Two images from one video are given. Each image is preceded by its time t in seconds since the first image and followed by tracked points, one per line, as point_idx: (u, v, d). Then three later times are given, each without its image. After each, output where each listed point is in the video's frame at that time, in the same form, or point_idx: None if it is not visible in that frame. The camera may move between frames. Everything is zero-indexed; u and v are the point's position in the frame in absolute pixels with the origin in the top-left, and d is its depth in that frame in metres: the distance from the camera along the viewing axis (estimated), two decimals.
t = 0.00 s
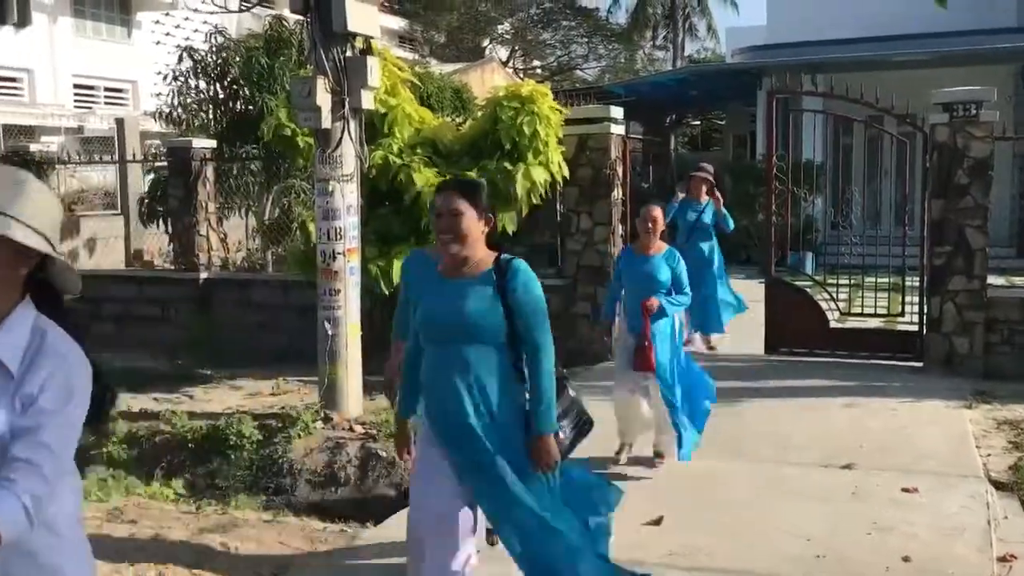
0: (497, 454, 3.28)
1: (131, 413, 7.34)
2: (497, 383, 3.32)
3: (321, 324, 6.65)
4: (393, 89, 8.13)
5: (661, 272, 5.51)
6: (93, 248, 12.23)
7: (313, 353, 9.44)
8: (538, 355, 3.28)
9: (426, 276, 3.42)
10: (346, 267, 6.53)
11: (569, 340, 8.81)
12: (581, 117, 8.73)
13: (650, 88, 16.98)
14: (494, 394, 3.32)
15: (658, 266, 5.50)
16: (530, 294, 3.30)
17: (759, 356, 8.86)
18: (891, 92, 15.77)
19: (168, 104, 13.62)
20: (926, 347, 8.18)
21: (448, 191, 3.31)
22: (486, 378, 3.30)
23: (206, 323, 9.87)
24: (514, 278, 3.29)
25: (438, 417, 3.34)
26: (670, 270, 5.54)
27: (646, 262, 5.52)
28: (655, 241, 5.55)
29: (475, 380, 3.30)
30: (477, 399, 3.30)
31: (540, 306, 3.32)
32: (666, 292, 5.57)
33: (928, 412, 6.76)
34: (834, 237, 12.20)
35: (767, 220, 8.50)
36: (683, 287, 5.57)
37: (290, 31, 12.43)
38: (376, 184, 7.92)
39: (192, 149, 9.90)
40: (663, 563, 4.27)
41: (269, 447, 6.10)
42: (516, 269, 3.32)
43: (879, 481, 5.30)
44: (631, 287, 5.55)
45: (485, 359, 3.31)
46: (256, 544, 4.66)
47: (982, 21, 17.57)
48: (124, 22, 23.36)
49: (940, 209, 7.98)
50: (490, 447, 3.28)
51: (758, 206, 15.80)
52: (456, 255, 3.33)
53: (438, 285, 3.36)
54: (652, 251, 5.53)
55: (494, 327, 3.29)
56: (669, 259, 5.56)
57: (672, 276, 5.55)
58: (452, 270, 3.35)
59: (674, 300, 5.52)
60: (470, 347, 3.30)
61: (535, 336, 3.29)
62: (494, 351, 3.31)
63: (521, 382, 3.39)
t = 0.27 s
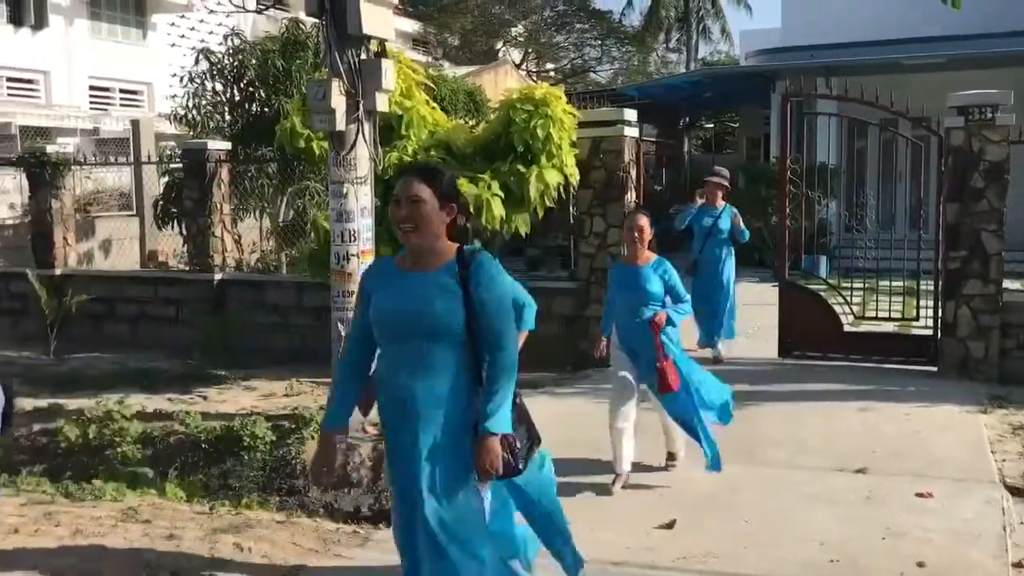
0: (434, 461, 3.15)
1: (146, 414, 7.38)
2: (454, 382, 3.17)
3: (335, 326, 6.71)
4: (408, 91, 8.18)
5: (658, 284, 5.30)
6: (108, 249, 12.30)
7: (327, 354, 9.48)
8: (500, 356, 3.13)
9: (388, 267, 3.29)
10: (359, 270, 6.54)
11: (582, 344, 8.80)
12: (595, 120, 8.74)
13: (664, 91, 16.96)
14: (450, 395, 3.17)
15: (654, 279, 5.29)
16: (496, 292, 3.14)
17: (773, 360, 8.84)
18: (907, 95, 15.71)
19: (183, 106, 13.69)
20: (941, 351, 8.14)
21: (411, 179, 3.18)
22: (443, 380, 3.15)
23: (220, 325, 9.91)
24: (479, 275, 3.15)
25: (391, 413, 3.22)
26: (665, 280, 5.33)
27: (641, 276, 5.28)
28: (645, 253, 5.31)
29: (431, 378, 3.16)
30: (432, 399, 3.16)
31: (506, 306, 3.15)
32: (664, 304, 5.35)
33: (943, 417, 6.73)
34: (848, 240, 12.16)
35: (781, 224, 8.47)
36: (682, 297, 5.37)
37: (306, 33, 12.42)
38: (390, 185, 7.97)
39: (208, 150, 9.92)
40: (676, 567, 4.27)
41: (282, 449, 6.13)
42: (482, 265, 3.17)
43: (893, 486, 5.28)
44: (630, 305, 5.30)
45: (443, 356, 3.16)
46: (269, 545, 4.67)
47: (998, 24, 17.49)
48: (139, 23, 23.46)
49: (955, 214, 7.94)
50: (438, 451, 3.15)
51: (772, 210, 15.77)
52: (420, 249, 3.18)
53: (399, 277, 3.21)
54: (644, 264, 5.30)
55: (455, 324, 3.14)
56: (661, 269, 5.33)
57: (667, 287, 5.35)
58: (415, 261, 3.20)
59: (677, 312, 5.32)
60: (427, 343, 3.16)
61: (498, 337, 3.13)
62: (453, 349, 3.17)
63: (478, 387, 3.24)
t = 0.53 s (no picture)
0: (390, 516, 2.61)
1: (158, 414, 7.40)
2: (407, 431, 2.62)
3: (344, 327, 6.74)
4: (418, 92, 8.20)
5: (655, 283, 5.08)
6: (121, 250, 12.37)
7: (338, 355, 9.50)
8: (464, 404, 2.58)
9: (338, 287, 2.74)
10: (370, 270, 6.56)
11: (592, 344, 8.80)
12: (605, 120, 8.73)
13: (675, 91, 16.93)
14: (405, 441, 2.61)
15: (650, 277, 5.05)
16: (462, 326, 2.61)
17: (784, 361, 8.81)
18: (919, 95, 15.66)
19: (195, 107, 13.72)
20: (954, 352, 8.11)
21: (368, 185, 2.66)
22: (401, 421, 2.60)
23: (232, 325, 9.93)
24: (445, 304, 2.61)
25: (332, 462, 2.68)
26: (660, 278, 5.12)
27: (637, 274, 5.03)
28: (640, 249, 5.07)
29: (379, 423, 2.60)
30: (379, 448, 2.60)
31: (473, 343, 2.63)
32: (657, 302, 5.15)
33: (955, 418, 6.69)
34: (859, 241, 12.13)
35: (792, 224, 8.44)
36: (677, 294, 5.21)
37: (319, 34, 12.42)
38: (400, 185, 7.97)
39: (219, 151, 9.95)
40: (687, 568, 4.26)
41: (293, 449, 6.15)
42: (449, 292, 2.63)
43: (906, 487, 5.26)
44: (624, 305, 5.05)
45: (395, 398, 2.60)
46: (280, 545, 4.68)
47: (1011, 23, 17.41)
48: (151, 25, 23.57)
49: (968, 214, 7.91)
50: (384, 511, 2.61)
51: (784, 210, 15.74)
52: (378, 269, 2.63)
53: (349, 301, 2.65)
54: (640, 262, 5.06)
55: (413, 362, 2.58)
56: (656, 266, 5.10)
57: (662, 285, 5.14)
58: (367, 282, 2.66)
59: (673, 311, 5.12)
60: (375, 382, 2.60)
61: (463, 380, 2.58)
62: (408, 391, 2.60)
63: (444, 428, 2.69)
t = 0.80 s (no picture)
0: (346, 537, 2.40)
1: (169, 414, 7.42)
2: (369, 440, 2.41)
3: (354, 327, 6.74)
4: (427, 92, 8.17)
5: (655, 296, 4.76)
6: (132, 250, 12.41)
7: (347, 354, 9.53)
8: (424, 406, 2.39)
9: (285, 290, 2.55)
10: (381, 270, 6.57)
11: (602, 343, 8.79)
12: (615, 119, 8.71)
13: (684, 90, 16.90)
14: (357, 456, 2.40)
15: (651, 290, 4.74)
16: (423, 323, 2.42)
17: (795, 360, 8.78)
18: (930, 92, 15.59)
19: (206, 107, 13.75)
20: (966, 351, 8.07)
21: (319, 176, 2.47)
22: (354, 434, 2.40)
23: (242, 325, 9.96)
24: (402, 300, 2.42)
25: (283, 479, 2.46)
26: (662, 293, 4.78)
27: (636, 285, 4.73)
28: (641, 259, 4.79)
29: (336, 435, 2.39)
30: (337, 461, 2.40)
31: (437, 341, 2.43)
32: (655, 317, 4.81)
33: (968, 417, 6.66)
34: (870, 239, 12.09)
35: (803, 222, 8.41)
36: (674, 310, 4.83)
37: (328, 34, 12.45)
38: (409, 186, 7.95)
39: (229, 152, 9.98)
40: (698, 568, 4.25)
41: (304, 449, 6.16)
42: (408, 289, 2.44)
43: (917, 486, 5.24)
44: (621, 317, 4.73)
45: (351, 406, 2.39)
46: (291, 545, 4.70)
47: None
48: (161, 26, 23.65)
49: (980, 212, 7.88)
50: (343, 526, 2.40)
51: (794, 208, 15.70)
52: (328, 266, 2.45)
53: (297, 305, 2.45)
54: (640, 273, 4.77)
55: (369, 365, 2.38)
56: (658, 279, 4.79)
57: (664, 301, 4.80)
58: (318, 284, 2.47)
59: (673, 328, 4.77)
60: (326, 390, 2.39)
61: (425, 380, 2.39)
62: (361, 401, 2.39)
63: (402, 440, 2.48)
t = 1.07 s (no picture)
0: None
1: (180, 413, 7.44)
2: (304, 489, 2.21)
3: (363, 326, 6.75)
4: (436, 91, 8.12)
5: (650, 294, 4.56)
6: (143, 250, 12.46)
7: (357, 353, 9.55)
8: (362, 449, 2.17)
9: (206, 320, 2.34)
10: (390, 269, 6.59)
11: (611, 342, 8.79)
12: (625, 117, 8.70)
13: (694, 88, 16.87)
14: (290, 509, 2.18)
15: (645, 288, 4.54)
16: (355, 356, 2.18)
17: (805, 358, 8.77)
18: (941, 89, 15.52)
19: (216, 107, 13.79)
20: (977, 348, 8.04)
21: (239, 197, 2.27)
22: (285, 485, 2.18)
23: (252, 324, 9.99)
24: (330, 330, 2.19)
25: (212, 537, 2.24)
26: (658, 290, 4.57)
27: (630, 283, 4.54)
28: (638, 256, 4.60)
29: (264, 477, 2.17)
30: (271, 506, 2.18)
31: (372, 374, 2.20)
32: (652, 317, 4.61)
33: (979, 415, 6.64)
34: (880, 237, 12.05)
35: (813, 220, 8.39)
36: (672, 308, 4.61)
37: (338, 33, 12.47)
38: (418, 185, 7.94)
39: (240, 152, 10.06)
40: (709, 566, 4.25)
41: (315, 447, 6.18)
42: (335, 317, 2.20)
43: (929, 485, 5.23)
44: (614, 317, 4.55)
45: (283, 456, 2.17)
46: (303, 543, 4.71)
47: None
48: (171, 26, 23.73)
49: (991, 209, 7.86)
50: None
51: (804, 206, 15.67)
52: (248, 294, 2.26)
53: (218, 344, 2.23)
54: (635, 270, 4.57)
55: (297, 409, 2.16)
56: (655, 275, 4.59)
57: (660, 299, 4.59)
58: (240, 318, 2.26)
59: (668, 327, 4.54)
60: (255, 440, 2.17)
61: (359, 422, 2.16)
62: (292, 447, 2.18)
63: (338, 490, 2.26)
